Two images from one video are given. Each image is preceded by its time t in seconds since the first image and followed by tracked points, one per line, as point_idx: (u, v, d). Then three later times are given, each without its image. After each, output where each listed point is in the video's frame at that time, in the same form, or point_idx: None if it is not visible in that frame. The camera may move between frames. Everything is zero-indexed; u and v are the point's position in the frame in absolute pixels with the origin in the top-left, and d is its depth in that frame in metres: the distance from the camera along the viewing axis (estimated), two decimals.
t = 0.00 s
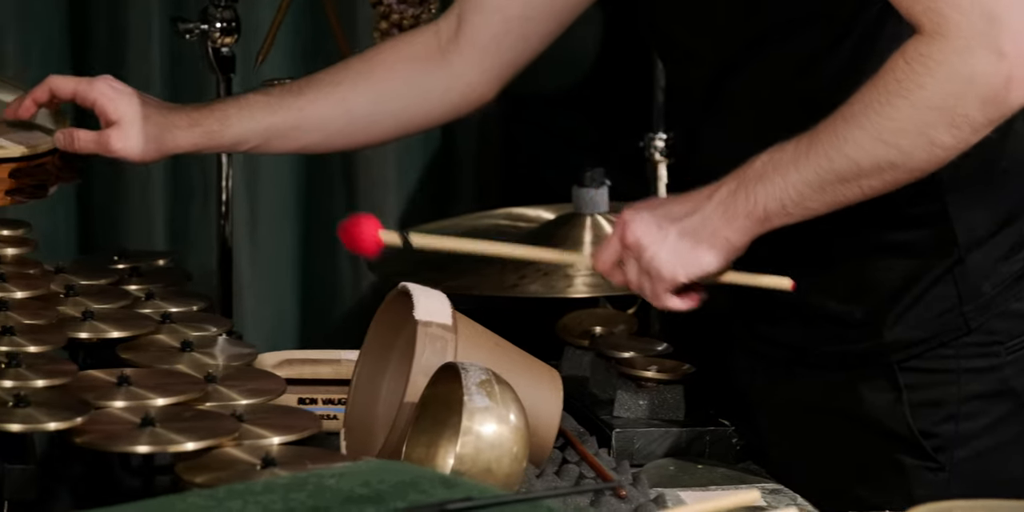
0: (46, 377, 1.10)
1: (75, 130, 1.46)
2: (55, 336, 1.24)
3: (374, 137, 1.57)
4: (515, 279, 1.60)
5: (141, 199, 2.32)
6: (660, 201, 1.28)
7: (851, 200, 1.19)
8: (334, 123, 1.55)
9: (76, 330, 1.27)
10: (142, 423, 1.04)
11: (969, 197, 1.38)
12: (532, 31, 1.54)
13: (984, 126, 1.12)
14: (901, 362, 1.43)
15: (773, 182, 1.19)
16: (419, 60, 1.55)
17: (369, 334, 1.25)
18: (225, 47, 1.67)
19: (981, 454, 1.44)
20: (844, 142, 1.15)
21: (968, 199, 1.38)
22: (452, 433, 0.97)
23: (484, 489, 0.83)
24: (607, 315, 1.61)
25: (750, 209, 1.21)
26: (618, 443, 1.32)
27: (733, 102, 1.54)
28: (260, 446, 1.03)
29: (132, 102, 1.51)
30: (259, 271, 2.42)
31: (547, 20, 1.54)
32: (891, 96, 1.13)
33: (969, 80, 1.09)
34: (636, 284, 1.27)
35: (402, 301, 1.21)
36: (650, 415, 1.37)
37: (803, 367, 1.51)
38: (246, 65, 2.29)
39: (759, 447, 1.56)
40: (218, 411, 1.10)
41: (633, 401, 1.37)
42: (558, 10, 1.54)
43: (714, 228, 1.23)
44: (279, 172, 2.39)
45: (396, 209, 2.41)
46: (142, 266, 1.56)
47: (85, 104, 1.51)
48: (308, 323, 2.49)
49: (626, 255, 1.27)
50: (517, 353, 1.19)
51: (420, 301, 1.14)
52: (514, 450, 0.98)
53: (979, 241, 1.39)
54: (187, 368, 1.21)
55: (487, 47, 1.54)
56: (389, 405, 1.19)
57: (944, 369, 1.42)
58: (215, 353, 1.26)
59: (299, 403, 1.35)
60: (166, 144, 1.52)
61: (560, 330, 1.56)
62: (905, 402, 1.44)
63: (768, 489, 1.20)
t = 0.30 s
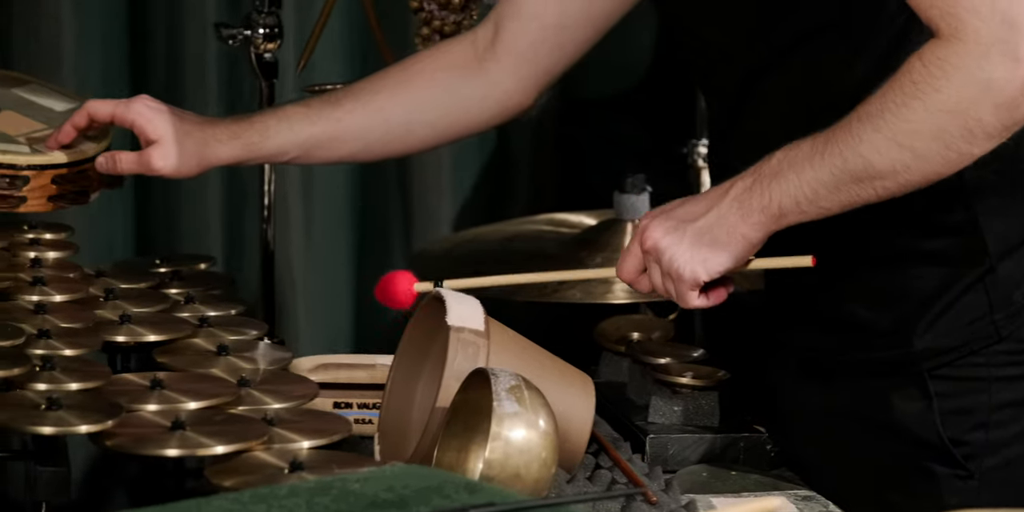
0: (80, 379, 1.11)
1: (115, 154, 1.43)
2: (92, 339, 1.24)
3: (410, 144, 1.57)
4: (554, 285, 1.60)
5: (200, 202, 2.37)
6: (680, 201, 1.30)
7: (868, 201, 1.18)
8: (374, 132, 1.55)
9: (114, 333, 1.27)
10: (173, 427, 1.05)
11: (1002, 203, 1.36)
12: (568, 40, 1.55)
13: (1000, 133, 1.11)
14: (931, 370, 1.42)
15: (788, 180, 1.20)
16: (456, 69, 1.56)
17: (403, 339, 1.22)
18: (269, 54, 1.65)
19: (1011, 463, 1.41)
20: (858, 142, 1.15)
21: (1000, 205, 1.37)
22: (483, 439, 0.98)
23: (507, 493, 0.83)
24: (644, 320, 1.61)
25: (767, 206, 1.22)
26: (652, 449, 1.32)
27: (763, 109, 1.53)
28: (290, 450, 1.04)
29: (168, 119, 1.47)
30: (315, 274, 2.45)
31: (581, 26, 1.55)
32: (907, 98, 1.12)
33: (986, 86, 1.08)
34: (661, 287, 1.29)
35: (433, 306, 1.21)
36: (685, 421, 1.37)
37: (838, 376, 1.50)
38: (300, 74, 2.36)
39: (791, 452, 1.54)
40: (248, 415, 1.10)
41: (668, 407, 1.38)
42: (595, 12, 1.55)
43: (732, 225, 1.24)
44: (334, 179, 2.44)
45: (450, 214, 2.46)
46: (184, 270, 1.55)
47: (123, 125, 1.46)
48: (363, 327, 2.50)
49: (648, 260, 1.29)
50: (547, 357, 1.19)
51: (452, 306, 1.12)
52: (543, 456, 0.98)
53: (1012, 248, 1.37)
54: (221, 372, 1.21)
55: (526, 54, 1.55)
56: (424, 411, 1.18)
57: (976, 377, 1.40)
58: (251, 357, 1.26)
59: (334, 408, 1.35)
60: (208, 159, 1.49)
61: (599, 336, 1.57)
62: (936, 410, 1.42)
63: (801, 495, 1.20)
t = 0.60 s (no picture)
0: (112, 379, 1.12)
1: (148, 151, 1.45)
2: (125, 339, 1.24)
3: (442, 144, 1.57)
4: (592, 288, 1.60)
5: (251, 205, 2.32)
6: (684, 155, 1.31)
7: (867, 185, 1.18)
8: (407, 132, 1.55)
9: (148, 334, 1.26)
10: (201, 426, 1.05)
11: None
12: (602, 43, 1.54)
13: (1010, 136, 1.10)
14: (960, 374, 1.39)
15: (792, 154, 1.20)
16: (487, 69, 1.56)
17: (433, 342, 1.23)
18: (307, 56, 1.66)
19: None
20: (865, 128, 1.15)
21: None
22: (511, 441, 0.98)
23: (530, 494, 0.84)
24: (678, 324, 1.62)
25: (764, 175, 1.22)
26: (682, 451, 1.32)
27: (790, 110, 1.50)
28: (317, 450, 1.05)
29: (203, 116, 1.47)
30: (364, 276, 2.38)
31: (614, 30, 1.53)
32: (920, 93, 1.11)
33: (1001, 90, 1.07)
34: (647, 236, 1.31)
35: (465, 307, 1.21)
36: (716, 423, 1.37)
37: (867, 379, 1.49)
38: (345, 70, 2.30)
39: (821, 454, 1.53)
40: (276, 416, 1.10)
41: (700, 410, 1.37)
42: (625, 16, 1.52)
43: (727, 189, 1.25)
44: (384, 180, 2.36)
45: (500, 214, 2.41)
46: (221, 272, 1.56)
47: (160, 123, 1.47)
48: (412, 326, 2.47)
49: (638, 207, 1.30)
50: (577, 359, 1.20)
51: (481, 308, 1.14)
52: (569, 457, 0.98)
53: None
54: (252, 373, 1.21)
55: (558, 56, 1.54)
56: (452, 412, 1.19)
57: (1005, 382, 1.37)
58: (283, 358, 1.26)
59: (366, 409, 1.35)
60: (241, 157, 1.49)
61: (632, 338, 1.57)
62: (964, 413, 1.39)
63: (834, 499, 1.20)
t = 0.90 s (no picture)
0: (142, 377, 1.13)
1: (186, 140, 1.45)
2: (158, 338, 1.24)
3: (478, 144, 1.49)
4: (625, 290, 1.57)
5: (298, 207, 2.26)
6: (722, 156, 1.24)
7: (905, 191, 1.14)
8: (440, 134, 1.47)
9: (182, 333, 1.27)
10: (228, 425, 1.06)
11: None
12: (636, 46, 1.47)
13: None
14: (991, 377, 1.32)
15: (830, 161, 1.16)
16: (523, 72, 1.49)
17: (465, 342, 1.24)
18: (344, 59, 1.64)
19: None
20: (903, 134, 1.11)
21: None
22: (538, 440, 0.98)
23: (552, 492, 0.84)
24: (712, 326, 1.59)
25: (804, 183, 1.17)
26: (713, 451, 1.33)
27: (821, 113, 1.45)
28: (344, 449, 1.05)
29: (244, 110, 1.45)
30: (410, 275, 2.32)
31: (651, 36, 1.47)
32: (956, 98, 1.08)
33: None
34: (680, 237, 1.25)
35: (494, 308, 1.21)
36: (747, 424, 1.37)
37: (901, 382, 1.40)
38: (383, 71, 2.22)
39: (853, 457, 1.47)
40: (305, 415, 1.11)
41: (730, 411, 1.38)
42: (665, 22, 1.46)
43: (766, 196, 1.20)
44: (431, 181, 2.30)
45: (549, 214, 2.32)
46: (256, 273, 1.55)
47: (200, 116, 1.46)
48: (460, 327, 2.38)
49: (676, 206, 1.24)
50: (607, 360, 1.20)
51: (510, 308, 1.14)
52: (595, 456, 0.99)
53: None
54: (284, 372, 1.21)
55: (593, 60, 1.47)
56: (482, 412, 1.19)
57: None
58: (315, 357, 1.26)
59: (398, 409, 1.36)
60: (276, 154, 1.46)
61: (665, 339, 1.54)
62: (993, 415, 1.31)
63: (863, 499, 1.19)
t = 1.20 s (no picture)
0: (173, 377, 1.13)
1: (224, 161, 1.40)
2: (193, 337, 1.25)
3: (512, 151, 1.50)
4: (661, 292, 1.53)
5: (343, 215, 2.24)
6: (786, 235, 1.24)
7: (960, 224, 1.12)
8: (476, 139, 1.48)
9: (216, 333, 1.28)
10: (259, 424, 1.06)
11: None
12: (668, 48, 1.47)
13: None
14: None
15: (882, 207, 1.14)
16: (558, 76, 1.49)
17: (497, 344, 1.23)
18: (382, 61, 1.62)
19: None
20: (946, 165, 1.10)
21: None
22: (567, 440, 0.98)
23: (578, 492, 0.84)
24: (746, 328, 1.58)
25: (862, 233, 1.16)
26: (745, 453, 1.32)
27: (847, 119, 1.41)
28: (374, 448, 1.06)
29: (276, 125, 1.39)
30: (456, 281, 2.29)
31: (686, 38, 1.47)
32: (993, 119, 1.06)
33: None
34: (766, 325, 1.23)
35: (526, 311, 1.21)
36: (779, 426, 1.36)
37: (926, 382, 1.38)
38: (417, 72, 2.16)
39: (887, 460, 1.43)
40: (335, 414, 1.11)
41: (763, 413, 1.37)
42: (700, 29, 1.46)
43: (830, 255, 1.18)
44: (476, 187, 2.28)
45: (594, 217, 2.29)
46: (293, 274, 1.55)
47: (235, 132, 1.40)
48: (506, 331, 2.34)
49: (755, 301, 1.23)
50: (636, 360, 1.19)
51: (542, 309, 1.14)
52: (624, 458, 0.98)
53: None
54: (316, 372, 1.21)
55: (627, 64, 1.47)
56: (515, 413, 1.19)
57: None
58: (348, 357, 1.26)
59: (432, 410, 1.36)
60: (314, 163, 1.41)
61: (698, 341, 1.54)
62: None
63: (894, 502, 1.19)
